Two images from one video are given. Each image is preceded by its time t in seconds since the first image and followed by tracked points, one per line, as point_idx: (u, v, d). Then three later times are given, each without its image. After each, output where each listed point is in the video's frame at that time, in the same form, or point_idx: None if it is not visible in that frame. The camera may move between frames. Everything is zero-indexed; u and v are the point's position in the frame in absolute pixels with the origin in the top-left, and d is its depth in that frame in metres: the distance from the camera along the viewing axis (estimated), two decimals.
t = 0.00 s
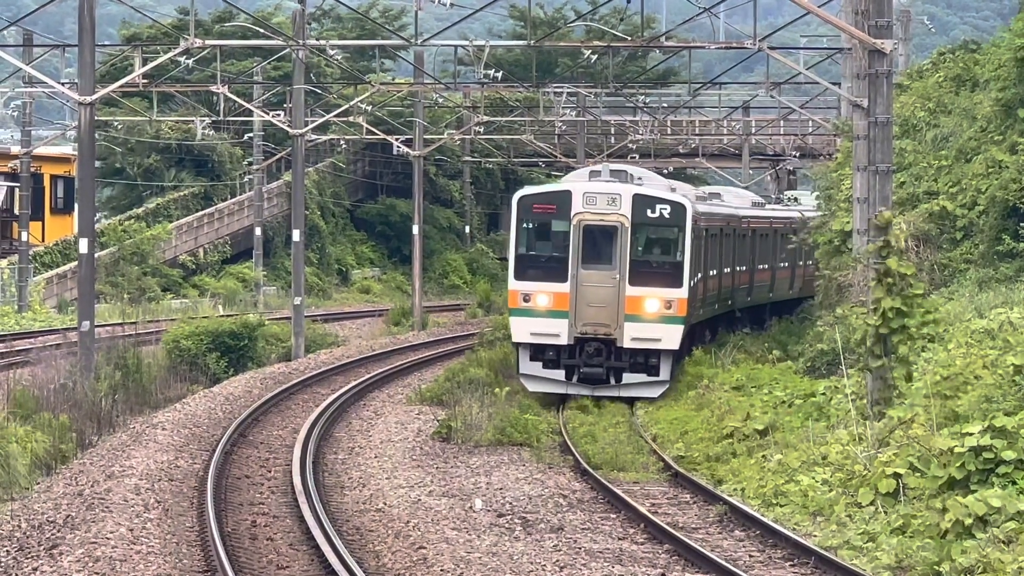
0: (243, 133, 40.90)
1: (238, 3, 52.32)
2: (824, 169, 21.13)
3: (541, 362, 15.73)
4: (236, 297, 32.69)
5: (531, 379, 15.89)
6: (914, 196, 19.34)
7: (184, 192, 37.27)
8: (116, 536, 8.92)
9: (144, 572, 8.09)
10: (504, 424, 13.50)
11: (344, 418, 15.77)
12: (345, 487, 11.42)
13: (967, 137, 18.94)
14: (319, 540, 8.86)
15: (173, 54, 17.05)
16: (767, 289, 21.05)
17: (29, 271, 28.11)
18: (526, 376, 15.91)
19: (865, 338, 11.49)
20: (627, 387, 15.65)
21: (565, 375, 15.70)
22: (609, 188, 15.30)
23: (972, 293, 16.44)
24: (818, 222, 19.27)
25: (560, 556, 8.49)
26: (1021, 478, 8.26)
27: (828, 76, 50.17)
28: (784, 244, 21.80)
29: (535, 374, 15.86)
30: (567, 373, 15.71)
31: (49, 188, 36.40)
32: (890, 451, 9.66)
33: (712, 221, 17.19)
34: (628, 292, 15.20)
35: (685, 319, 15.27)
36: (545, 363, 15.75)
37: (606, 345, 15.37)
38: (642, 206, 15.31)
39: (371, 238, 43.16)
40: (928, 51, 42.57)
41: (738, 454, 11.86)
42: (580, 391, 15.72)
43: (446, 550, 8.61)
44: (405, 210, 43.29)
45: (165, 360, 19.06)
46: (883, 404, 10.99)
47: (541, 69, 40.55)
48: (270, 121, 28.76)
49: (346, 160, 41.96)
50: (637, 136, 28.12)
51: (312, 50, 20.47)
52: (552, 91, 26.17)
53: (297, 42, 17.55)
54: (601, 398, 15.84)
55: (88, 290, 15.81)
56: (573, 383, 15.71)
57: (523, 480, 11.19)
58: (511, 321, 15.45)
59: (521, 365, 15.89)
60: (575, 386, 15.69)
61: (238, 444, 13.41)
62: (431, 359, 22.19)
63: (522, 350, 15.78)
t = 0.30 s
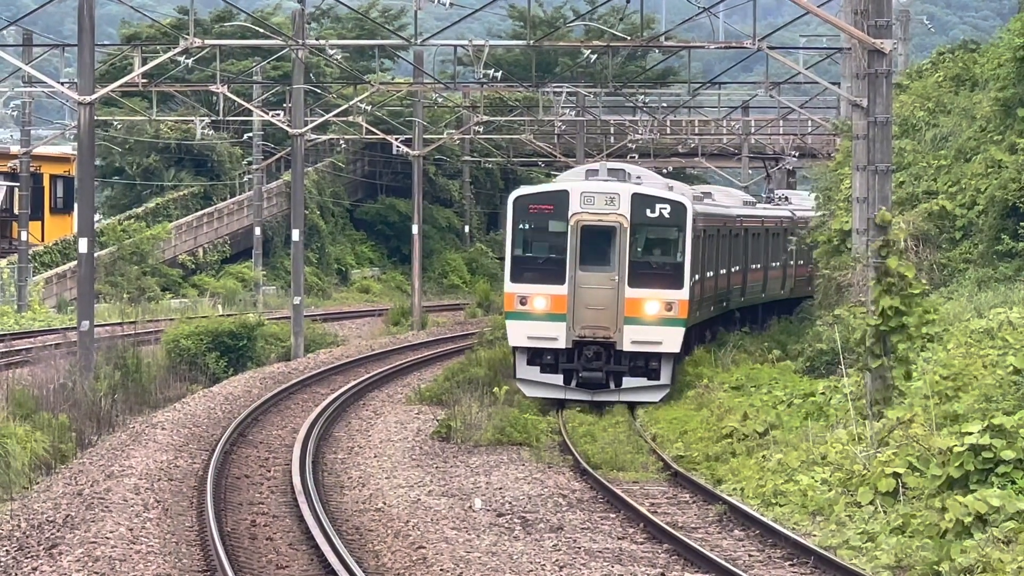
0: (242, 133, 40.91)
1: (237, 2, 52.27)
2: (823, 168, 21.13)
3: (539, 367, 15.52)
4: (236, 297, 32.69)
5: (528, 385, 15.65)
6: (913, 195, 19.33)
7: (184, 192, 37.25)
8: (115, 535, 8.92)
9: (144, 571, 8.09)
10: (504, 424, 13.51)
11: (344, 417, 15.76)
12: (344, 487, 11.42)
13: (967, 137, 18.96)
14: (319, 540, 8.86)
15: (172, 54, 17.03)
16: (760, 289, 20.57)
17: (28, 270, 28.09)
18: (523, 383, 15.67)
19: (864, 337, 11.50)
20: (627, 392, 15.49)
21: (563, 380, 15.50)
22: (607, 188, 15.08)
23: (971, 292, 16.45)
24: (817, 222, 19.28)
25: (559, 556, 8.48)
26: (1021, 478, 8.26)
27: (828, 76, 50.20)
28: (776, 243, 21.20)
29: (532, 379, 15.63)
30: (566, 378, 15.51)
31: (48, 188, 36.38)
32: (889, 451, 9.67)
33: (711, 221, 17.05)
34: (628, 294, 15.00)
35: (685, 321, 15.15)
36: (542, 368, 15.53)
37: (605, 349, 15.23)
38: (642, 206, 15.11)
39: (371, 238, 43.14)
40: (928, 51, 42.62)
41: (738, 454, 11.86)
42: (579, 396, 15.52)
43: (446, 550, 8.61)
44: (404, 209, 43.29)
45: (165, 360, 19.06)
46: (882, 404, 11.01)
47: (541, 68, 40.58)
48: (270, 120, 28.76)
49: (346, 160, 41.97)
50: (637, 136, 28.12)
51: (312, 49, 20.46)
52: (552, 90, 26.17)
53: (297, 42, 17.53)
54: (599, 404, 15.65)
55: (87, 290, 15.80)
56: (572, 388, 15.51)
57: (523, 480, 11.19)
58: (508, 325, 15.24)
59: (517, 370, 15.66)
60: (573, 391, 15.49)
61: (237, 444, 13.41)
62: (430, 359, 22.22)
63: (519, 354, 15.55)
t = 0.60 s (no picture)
0: (242, 134, 40.97)
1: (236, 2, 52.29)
2: (823, 169, 21.14)
3: (537, 372, 15.06)
4: (235, 298, 32.72)
5: (526, 390, 15.19)
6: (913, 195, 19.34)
7: (184, 192, 37.28)
8: (115, 536, 8.92)
9: (144, 572, 8.09)
10: (503, 425, 13.49)
11: (344, 418, 15.73)
12: (344, 487, 11.42)
13: (967, 138, 18.98)
14: (319, 541, 8.86)
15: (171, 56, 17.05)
16: (752, 290, 20.12)
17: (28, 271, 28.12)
18: (521, 388, 15.20)
19: (864, 338, 11.50)
20: (628, 397, 15.02)
21: (563, 384, 15.03)
22: (607, 187, 14.64)
23: (971, 293, 16.46)
24: (817, 223, 19.30)
25: (560, 556, 8.48)
26: (1020, 478, 8.27)
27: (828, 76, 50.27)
28: (770, 244, 20.89)
29: (530, 384, 15.16)
30: (565, 382, 15.04)
31: (48, 189, 36.39)
32: (889, 451, 9.67)
33: (709, 221, 16.91)
34: (628, 296, 14.56)
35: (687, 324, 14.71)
36: (541, 373, 15.08)
37: (606, 353, 14.78)
38: (642, 205, 14.67)
39: (370, 238, 43.18)
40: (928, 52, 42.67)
41: (738, 454, 11.86)
42: (579, 401, 15.06)
43: (446, 550, 8.62)
44: (403, 210, 43.29)
45: (164, 360, 19.07)
46: (882, 404, 11.02)
47: (541, 69, 40.62)
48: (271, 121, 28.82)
49: (346, 160, 42.01)
50: (637, 136, 28.12)
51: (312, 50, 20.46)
52: (552, 91, 26.17)
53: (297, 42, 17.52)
54: (600, 409, 15.19)
55: (87, 290, 15.79)
56: (571, 394, 15.04)
57: (523, 480, 11.19)
58: (505, 329, 14.78)
59: (515, 375, 15.19)
60: (573, 396, 15.03)
61: (236, 445, 13.40)
62: (431, 359, 22.23)
63: (516, 359, 15.07)
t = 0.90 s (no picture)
0: (243, 134, 40.99)
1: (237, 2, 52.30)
2: (823, 169, 21.15)
3: (538, 377, 14.77)
4: (235, 298, 32.73)
5: (527, 395, 14.90)
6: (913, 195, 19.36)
7: (184, 193, 37.28)
8: (116, 536, 8.93)
9: (144, 572, 8.10)
10: (504, 425, 13.50)
11: (344, 418, 15.73)
12: (345, 487, 11.42)
13: (967, 138, 19.00)
14: (319, 541, 8.86)
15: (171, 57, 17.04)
16: (749, 290, 19.84)
17: (28, 271, 28.12)
18: (522, 393, 14.91)
19: (864, 338, 11.52)
20: (631, 403, 14.67)
21: (564, 389, 14.75)
22: (609, 186, 14.43)
23: (971, 293, 16.46)
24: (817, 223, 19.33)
25: (561, 556, 8.48)
26: (1021, 478, 8.27)
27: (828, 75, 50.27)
28: (767, 245, 20.68)
29: (531, 389, 14.87)
30: (566, 387, 14.76)
31: (48, 189, 36.38)
32: (889, 451, 9.68)
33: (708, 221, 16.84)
34: (631, 298, 14.32)
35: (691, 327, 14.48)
36: (541, 377, 14.76)
37: (608, 356, 14.49)
38: (646, 205, 14.45)
39: (371, 238, 43.18)
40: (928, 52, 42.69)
41: (738, 454, 11.86)
42: (581, 406, 14.76)
43: (446, 550, 8.62)
44: (403, 210, 43.25)
45: (165, 360, 19.08)
46: (882, 405, 11.00)
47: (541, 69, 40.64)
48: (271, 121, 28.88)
49: (346, 161, 42.02)
50: (637, 136, 28.13)
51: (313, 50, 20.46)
52: (553, 91, 26.18)
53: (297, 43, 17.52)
54: (602, 413, 14.89)
55: (87, 290, 15.78)
56: (573, 399, 14.75)
57: (523, 480, 11.19)
58: (504, 332, 14.52)
59: (515, 380, 14.91)
60: (575, 401, 14.75)
61: (237, 445, 13.41)
62: (431, 359, 22.24)
63: (516, 363, 14.79)
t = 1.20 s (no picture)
0: (243, 135, 41.03)
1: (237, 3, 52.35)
2: (824, 169, 21.15)
3: (539, 381, 14.17)
4: (236, 299, 32.78)
5: (527, 401, 14.30)
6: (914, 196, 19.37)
7: (184, 193, 37.29)
8: (116, 536, 8.93)
9: (145, 572, 8.10)
10: (505, 426, 13.48)
11: (345, 420, 15.71)
12: (346, 488, 11.41)
13: (968, 139, 19.00)
14: (320, 542, 8.86)
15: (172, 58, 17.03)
16: (750, 291, 19.91)
17: (28, 272, 28.13)
18: (522, 398, 14.31)
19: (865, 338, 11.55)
20: (635, 409, 14.13)
21: (566, 395, 14.16)
22: (613, 186, 13.77)
23: (971, 294, 16.45)
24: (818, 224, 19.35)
25: (560, 558, 8.46)
26: (1021, 479, 8.26)
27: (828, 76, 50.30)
28: (768, 245, 20.65)
29: (532, 395, 14.27)
30: (568, 393, 14.17)
31: (48, 190, 36.41)
32: (889, 452, 9.69)
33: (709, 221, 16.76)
34: (635, 302, 13.66)
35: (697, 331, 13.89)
36: (543, 382, 14.20)
37: (611, 362, 13.83)
38: (651, 206, 13.81)
39: (371, 239, 43.19)
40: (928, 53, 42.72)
41: (738, 454, 11.86)
42: (583, 413, 14.18)
43: (446, 551, 8.62)
44: (404, 211, 43.27)
45: (165, 361, 19.07)
46: (882, 406, 11.02)
47: (541, 70, 40.68)
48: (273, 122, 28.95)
49: (346, 161, 42.04)
50: (637, 137, 28.13)
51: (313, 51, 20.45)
52: (553, 92, 26.19)
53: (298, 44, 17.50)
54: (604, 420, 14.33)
55: (88, 291, 15.78)
56: (575, 405, 14.17)
57: (523, 481, 11.19)
58: (505, 336, 13.90)
59: (515, 385, 14.30)
60: (577, 407, 14.16)
61: (237, 446, 13.40)
62: (432, 359, 22.25)
63: (516, 367, 14.20)
